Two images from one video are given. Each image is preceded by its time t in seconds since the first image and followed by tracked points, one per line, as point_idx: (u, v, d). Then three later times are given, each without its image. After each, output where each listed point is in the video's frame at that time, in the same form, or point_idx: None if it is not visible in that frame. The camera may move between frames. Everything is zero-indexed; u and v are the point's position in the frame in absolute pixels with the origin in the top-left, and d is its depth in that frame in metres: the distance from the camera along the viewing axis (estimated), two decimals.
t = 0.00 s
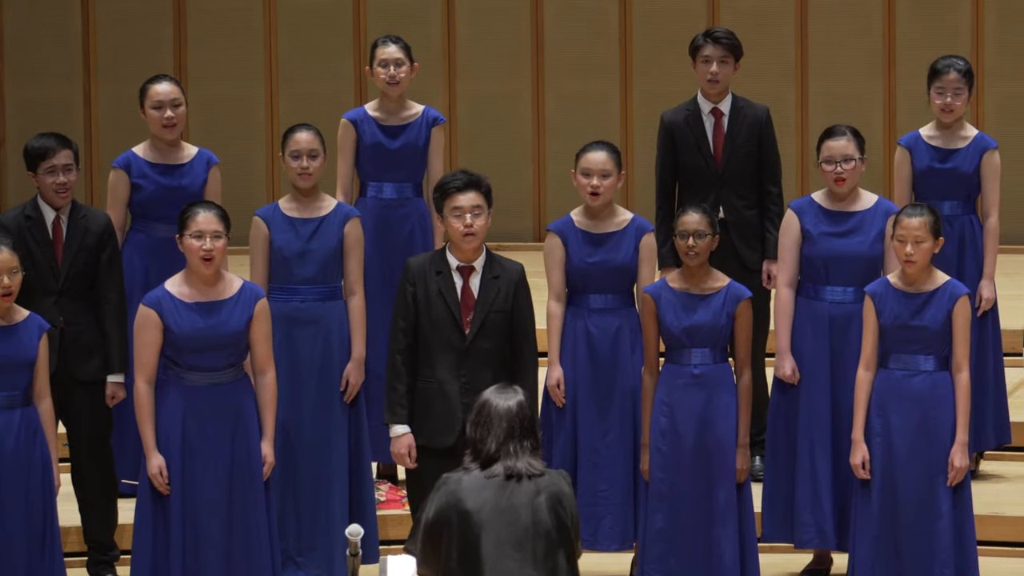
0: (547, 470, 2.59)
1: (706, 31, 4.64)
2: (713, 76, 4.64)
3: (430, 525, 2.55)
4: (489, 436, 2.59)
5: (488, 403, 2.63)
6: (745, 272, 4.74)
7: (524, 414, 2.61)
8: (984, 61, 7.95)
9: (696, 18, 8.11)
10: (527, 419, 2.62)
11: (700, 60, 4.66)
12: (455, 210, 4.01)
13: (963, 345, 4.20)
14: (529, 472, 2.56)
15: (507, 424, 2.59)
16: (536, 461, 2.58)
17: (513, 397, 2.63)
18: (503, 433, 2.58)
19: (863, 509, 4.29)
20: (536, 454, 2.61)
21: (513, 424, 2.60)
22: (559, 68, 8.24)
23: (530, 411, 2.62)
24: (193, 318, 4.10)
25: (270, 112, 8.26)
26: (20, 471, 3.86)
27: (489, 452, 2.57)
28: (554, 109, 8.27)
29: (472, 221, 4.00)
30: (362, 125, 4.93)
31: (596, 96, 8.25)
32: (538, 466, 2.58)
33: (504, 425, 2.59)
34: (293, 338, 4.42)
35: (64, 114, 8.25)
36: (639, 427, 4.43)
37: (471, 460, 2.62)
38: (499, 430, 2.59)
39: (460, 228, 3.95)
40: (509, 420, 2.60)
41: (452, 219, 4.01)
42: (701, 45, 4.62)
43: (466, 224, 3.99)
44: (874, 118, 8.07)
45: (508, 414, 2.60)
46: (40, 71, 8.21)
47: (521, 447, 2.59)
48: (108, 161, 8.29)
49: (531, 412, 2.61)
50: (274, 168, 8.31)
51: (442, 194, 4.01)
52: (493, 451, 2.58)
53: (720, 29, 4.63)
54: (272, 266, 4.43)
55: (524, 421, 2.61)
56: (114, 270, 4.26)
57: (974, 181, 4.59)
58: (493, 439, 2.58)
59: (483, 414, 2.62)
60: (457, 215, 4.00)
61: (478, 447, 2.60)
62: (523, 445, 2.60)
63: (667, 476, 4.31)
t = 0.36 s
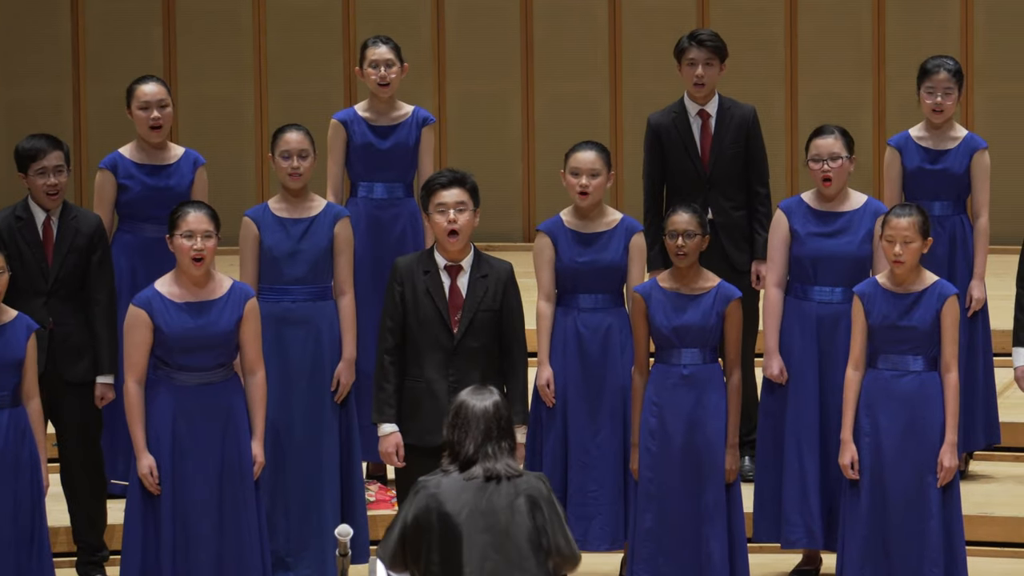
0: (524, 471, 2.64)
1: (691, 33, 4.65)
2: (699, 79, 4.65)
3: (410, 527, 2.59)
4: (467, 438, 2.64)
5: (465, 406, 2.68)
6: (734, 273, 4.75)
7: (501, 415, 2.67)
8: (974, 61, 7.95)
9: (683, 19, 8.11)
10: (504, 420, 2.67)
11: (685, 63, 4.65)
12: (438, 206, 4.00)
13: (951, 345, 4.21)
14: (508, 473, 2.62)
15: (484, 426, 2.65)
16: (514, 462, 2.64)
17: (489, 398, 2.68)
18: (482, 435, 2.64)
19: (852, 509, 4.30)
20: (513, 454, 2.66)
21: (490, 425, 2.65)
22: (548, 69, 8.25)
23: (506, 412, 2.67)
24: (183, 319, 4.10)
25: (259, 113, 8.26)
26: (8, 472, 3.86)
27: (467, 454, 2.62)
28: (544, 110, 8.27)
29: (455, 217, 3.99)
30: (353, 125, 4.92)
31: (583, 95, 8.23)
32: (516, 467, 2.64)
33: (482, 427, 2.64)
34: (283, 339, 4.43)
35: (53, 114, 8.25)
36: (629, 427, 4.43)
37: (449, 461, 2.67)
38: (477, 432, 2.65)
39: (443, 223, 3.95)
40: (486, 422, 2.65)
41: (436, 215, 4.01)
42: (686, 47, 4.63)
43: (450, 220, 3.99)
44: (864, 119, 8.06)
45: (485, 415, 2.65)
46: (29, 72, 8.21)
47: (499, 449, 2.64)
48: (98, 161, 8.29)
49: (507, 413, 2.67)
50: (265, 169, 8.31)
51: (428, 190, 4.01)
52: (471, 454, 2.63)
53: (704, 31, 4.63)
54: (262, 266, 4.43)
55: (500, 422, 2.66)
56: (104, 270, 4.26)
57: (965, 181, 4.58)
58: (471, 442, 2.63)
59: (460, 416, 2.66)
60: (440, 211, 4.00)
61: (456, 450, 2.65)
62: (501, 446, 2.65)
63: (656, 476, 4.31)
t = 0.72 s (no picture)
0: (497, 469, 2.60)
1: (677, 34, 4.64)
2: (685, 80, 4.65)
3: (380, 526, 2.56)
4: (439, 440, 2.58)
5: (435, 403, 2.63)
6: (720, 274, 4.76)
7: (471, 414, 2.61)
8: (962, 60, 7.94)
9: (670, 19, 8.10)
10: (475, 419, 2.62)
11: (671, 64, 4.65)
12: (431, 205, 4.00)
13: (939, 345, 4.22)
14: (481, 473, 2.57)
15: (456, 427, 2.59)
16: (487, 462, 2.60)
17: (460, 396, 2.62)
18: (454, 438, 2.58)
19: (840, 509, 4.31)
20: (485, 454, 2.62)
21: (462, 427, 2.59)
22: (535, 68, 8.24)
23: (477, 411, 2.62)
24: (172, 318, 4.10)
25: (247, 112, 8.26)
26: None
27: (440, 457, 2.57)
28: (532, 109, 8.26)
29: (447, 217, 3.99)
30: (342, 125, 4.88)
31: (571, 95, 8.23)
32: (489, 466, 2.60)
33: (454, 428, 2.59)
34: (273, 339, 4.39)
35: (42, 113, 8.26)
36: (617, 427, 4.43)
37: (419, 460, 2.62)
38: (449, 433, 2.59)
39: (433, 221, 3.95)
40: (458, 423, 2.59)
41: (428, 215, 4.00)
42: (672, 48, 4.63)
43: (441, 219, 3.98)
44: (852, 118, 8.05)
45: (456, 414, 2.60)
46: (17, 73, 8.23)
47: (471, 451, 2.59)
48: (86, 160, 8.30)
49: (479, 413, 2.61)
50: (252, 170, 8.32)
51: (422, 190, 4.02)
52: (443, 457, 2.57)
53: (690, 32, 4.62)
54: (251, 266, 4.40)
55: (471, 420, 2.61)
56: (92, 271, 4.26)
57: (953, 181, 4.57)
58: (442, 446, 2.57)
59: (431, 416, 2.60)
60: (433, 210, 4.00)
61: (428, 451, 2.59)
62: (473, 447, 2.60)
63: (645, 476, 4.31)
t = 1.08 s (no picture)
0: (467, 471, 2.60)
1: (664, 35, 4.64)
2: (671, 80, 4.65)
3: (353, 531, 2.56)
4: (409, 445, 2.57)
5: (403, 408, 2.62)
6: (706, 275, 4.77)
7: (440, 418, 2.60)
8: (947, 61, 7.96)
9: (654, 20, 8.12)
10: (444, 422, 2.61)
11: (657, 65, 4.65)
12: (425, 207, 4.00)
13: (926, 345, 4.23)
14: (452, 475, 2.57)
15: (426, 431, 2.58)
16: (457, 464, 2.59)
17: (428, 400, 2.61)
18: (424, 442, 2.57)
19: (828, 510, 4.31)
20: (456, 456, 2.61)
21: (431, 431, 2.59)
22: (522, 69, 8.24)
23: (445, 414, 2.61)
24: (158, 319, 4.09)
25: (234, 112, 8.27)
26: None
27: (410, 461, 2.56)
28: (518, 109, 8.27)
29: (442, 220, 3.99)
30: (332, 126, 4.86)
31: (557, 95, 8.24)
32: (460, 469, 2.59)
33: (424, 432, 2.58)
34: (259, 339, 4.37)
35: (28, 113, 8.26)
36: (605, 427, 4.43)
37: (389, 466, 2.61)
38: (419, 437, 2.58)
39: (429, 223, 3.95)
40: (427, 426, 2.59)
41: (422, 216, 4.00)
42: (658, 49, 4.63)
43: (435, 222, 3.98)
44: (838, 119, 8.05)
45: (424, 417, 2.59)
46: (4, 74, 8.23)
47: (442, 454, 2.58)
48: (72, 161, 8.30)
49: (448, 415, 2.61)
50: (239, 170, 8.32)
51: (417, 192, 4.01)
52: (414, 461, 2.56)
53: (677, 33, 4.62)
54: (237, 266, 4.37)
55: (440, 423, 2.61)
56: (77, 269, 4.26)
57: (940, 182, 4.56)
58: (413, 450, 2.56)
59: (400, 421, 2.60)
60: (427, 212, 4.00)
61: (397, 456, 2.58)
62: (443, 450, 2.60)
63: (632, 477, 4.31)
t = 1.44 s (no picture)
0: (444, 470, 2.62)
1: (649, 37, 4.64)
2: (656, 84, 4.65)
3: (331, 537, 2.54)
4: (386, 448, 2.59)
5: (377, 411, 2.63)
6: (692, 277, 4.77)
7: (415, 419, 2.63)
8: (934, 60, 7.96)
9: (641, 22, 8.13)
10: (418, 424, 2.64)
11: (642, 68, 4.66)
12: (409, 206, 4.00)
13: (912, 345, 4.23)
14: (430, 475, 2.59)
15: (402, 434, 2.60)
16: (434, 464, 2.62)
17: (403, 402, 2.64)
18: (400, 443, 2.60)
19: (813, 510, 4.31)
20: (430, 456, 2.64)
21: (406, 433, 2.61)
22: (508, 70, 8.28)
23: (419, 415, 2.64)
24: (142, 319, 4.09)
25: (219, 113, 8.29)
26: None
27: (389, 463, 2.58)
28: (502, 111, 8.29)
29: (426, 219, 3.99)
30: (321, 127, 4.84)
31: (544, 96, 8.26)
32: (436, 468, 2.62)
33: (399, 434, 2.60)
34: (244, 339, 4.37)
35: (13, 114, 8.27)
36: (591, 427, 4.43)
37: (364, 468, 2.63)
38: (395, 439, 2.60)
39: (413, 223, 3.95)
40: (403, 427, 2.61)
41: (406, 215, 4.00)
42: (644, 52, 4.63)
43: (419, 221, 3.98)
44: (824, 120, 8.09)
45: (400, 419, 2.61)
46: None
47: (418, 454, 2.61)
48: (58, 162, 8.30)
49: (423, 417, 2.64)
50: (224, 172, 8.36)
51: (399, 191, 4.01)
52: (392, 463, 2.59)
53: (662, 35, 4.62)
54: (223, 267, 4.37)
55: (414, 424, 2.63)
56: (63, 270, 4.27)
57: (925, 182, 4.57)
58: (391, 452, 2.59)
59: (375, 424, 2.61)
60: (411, 212, 4.00)
61: (375, 459, 2.60)
62: (419, 450, 2.62)
63: (617, 477, 4.31)
